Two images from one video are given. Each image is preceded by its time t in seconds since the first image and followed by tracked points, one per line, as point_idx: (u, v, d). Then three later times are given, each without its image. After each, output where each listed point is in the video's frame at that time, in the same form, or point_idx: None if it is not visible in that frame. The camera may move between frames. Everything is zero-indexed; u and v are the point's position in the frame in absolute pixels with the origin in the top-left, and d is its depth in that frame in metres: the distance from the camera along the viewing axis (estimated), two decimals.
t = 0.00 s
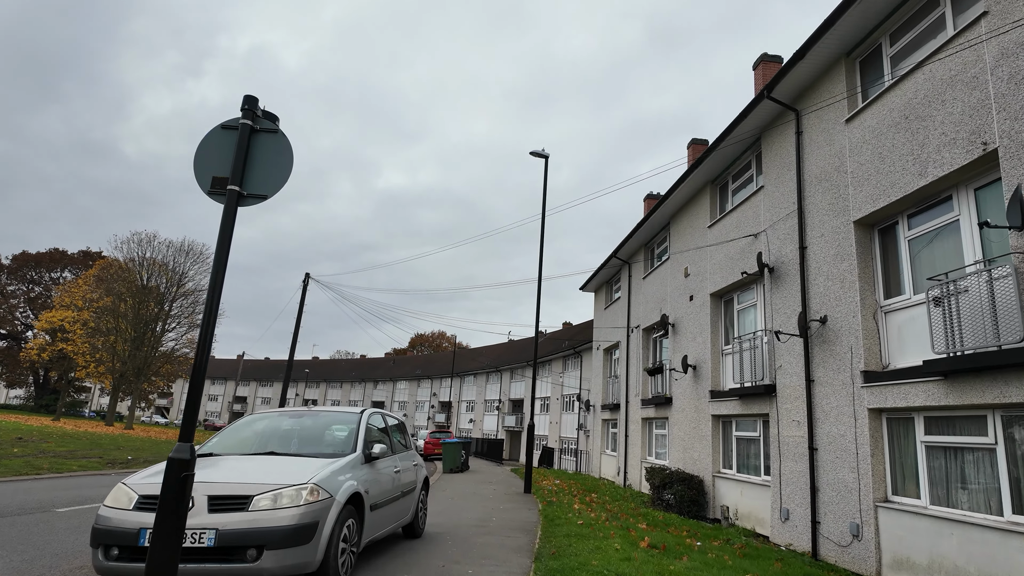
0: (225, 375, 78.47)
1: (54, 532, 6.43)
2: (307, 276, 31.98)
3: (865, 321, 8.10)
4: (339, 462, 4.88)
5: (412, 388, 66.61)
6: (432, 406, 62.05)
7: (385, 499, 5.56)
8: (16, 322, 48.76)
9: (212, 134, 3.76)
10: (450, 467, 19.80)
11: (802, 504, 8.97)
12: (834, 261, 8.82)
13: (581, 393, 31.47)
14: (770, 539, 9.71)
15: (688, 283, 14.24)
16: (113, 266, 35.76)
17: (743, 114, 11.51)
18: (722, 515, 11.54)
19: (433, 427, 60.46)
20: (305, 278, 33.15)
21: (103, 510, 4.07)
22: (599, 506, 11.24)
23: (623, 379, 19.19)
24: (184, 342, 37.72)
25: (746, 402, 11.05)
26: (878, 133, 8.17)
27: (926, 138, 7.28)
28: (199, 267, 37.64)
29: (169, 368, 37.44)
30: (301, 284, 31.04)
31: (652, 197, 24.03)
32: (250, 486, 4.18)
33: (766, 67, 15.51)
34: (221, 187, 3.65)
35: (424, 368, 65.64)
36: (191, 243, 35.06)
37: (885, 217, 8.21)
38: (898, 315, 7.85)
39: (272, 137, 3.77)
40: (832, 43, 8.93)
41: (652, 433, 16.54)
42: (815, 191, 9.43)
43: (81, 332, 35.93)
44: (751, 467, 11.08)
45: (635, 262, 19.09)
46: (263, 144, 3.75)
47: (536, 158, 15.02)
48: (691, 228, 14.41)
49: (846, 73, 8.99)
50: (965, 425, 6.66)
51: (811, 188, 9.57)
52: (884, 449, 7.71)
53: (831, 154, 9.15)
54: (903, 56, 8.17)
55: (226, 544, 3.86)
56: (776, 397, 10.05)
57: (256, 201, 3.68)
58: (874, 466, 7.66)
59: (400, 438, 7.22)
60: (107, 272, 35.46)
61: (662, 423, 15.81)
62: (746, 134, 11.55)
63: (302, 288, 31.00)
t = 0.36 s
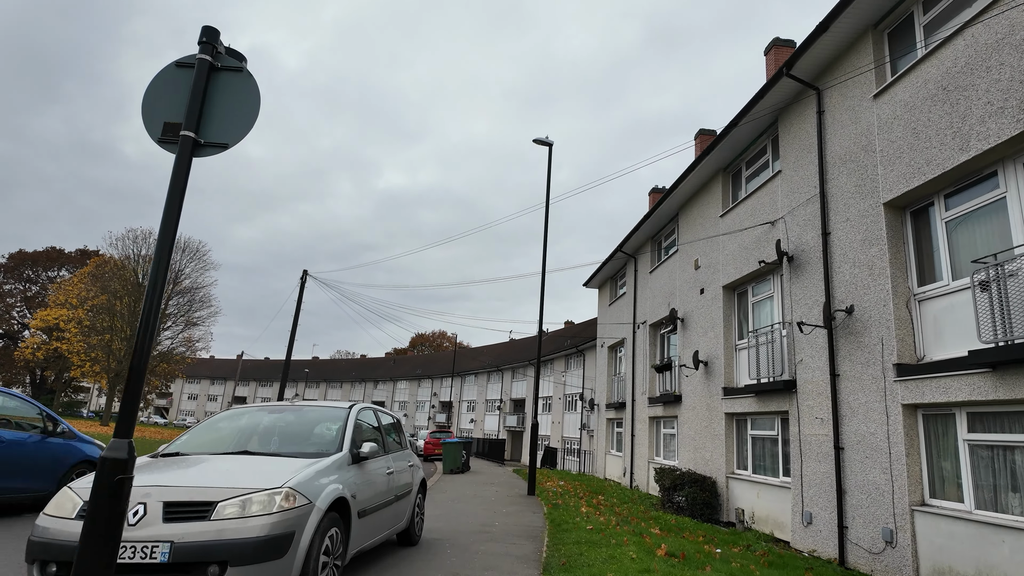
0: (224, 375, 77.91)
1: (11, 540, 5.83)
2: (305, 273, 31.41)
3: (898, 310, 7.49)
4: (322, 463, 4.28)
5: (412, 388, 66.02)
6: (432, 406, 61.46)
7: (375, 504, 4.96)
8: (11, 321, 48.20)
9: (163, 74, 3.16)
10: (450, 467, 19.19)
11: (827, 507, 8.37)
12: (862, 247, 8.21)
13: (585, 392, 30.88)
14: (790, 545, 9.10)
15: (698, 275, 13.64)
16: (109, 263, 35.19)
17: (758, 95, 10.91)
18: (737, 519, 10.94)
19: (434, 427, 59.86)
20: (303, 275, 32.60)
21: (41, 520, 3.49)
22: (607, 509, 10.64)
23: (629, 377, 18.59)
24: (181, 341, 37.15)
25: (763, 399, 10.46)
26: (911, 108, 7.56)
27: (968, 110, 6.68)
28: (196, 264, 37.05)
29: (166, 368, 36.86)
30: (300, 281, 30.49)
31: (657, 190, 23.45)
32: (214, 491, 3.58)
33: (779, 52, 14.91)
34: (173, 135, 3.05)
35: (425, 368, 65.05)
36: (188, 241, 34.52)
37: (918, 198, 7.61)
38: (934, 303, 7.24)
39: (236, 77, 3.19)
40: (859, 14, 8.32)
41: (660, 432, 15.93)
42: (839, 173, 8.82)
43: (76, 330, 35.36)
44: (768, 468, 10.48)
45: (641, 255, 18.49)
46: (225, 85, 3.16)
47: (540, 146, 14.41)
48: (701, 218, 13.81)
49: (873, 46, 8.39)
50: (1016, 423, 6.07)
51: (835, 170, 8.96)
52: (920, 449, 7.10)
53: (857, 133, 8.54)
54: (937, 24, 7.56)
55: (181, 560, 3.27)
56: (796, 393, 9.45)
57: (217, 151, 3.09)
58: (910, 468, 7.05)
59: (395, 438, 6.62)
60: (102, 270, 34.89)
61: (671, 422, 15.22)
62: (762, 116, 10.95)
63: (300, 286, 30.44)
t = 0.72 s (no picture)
0: (224, 376, 77.48)
1: None
2: (304, 271, 30.86)
3: (936, 304, 6.90)
4: (302, 474, 3.71)
5: (413, 389, 65.49)
6: (433, 407, 60.90)
7: (365, 519, 4.39)
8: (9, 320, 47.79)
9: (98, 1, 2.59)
10: (451, 470, 18.60)
11: (856, 517, 7.78)
12: (894, 236, 7.61)
13: (589, 392, 30.30)
14: (815, 556, 8.51)
15: (711, 271, 13.04)
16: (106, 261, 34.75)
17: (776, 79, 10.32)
18: (754, 527, 10.35)
19: (435, 429, 59.32)
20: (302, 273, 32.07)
21: None
22: (618, 516, 10.06)
23: (636, 377, 18.00)
24: (178, 340, 36.62)
25: (782, 400, 9.88)
26: (951, 83, 6.96)
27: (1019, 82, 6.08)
28: (194, 263, 36.56)
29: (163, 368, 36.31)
30: (298, 279, 29.95)
31: (664, 186, 22.89)
32: (167, 508, 3.01)
33: (793, 38, 14.30)
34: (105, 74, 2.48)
35: (426, 368, 64.52)
36: (185, 238, 33.97)
37: (958, 182, 7.02)
38: (978, 296, 6.65)
39: (189, 8, 2.63)
40: None
41: (669, 435, 15.34)
42: (868, 157, 8.23)
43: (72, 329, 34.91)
44: (788, 473, 9.88)
45: (648, 252, 17.90)
46: (175, 16, 2.60)
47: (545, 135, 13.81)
48: (713, 211, 13.22)
49: (905, 20, 7.80)
50: None
51: (863, 154, 8.37)
52: (963, 455, 6.50)
53: (888, 114, 7.95)
54: None
55: None
56: (820, 393, 8.87)
57: (161, 94, 2.53)
58: (953, 475, 6.45)
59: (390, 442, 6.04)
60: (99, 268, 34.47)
61: (681, 423, 14.63)
62: (781, 101, 10.36)
63: (299, 283, 29.89)
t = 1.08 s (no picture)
0: (224, 376, 77.01)
1: None
2: (303, 268, 30.27)
3: (982, 295, 6.31)
4: (270, 489, 3.13)
5: (414, 389, 64.93)
6: (435, 408, 60.33)
7: (349, 539, 3.80)
8: (7, 319, 47.34)
9: None
10: (452, 473, 18.02)
11: (889, 527, 7.18)
12: (932, 222, 7.02)
13: (593, 393, 29.69)
14: (842, 569, 7.91)
15: (724, 265, 12.44)
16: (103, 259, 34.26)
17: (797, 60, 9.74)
18: (773, 535, 9.74)
19: (436, 429, 58.74)
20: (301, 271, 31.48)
21: None
22: (628, 525, 9.48)
23: (643, 377, 17.41)
24: (176, 339, 36.06)
25: (803, 401, 9.29)
26: (998, 54, 6.38)
27: None
28: (192, 261, 36.05)
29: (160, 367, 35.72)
30: (296, 276, 29.36)
31: (671, 182, 22.31)
32: (96, 533, 2.46)
33: (809, 24, 13.69)
34: None
35: (427, 369, 63.97)
36: (182, 235, 33.39)
37: (1005, 162, 6.42)
38: None
39: None
40: None
41: (679, 437, 14.75)
42: (901, 139, 7.65)
43: (68, 328, 34.41)
44: (809, 478, 9.29)
45: (656, 248, 17.31)
46: None
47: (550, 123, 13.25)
48: (727, 202, 12.63)
49: None
50: None
51: (895, 136, 7.78)
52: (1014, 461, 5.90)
53: (924, 91, 7.36)
54: None
55: None
56: (846, 394, 8.28)
57: None
58: (1003, 484, 5.85)
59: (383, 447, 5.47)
60: (96, 266, 33.96)
61: (692, 425, 14.03)
62: (802, 83, 9.78)
63: (297, 281, 29.28)
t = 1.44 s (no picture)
0: (222, 376, 76.42)
1: None
2: (299, 265, 29.67)
3: None
4: (216, 489, 2.56)
5: (413, 388, 64.37)
6: (434, 407, 59.74)
7: (318, 550, 3.21)
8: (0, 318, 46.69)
9: None
10: (451, 473, 17.42)
11: (924, 529, 6.61)
12: (971, 197, 6.44)
13: (594, 391, 29.12)
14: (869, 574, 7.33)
15: (735, 254, 11.86)
16: (96, 255, 33.63)
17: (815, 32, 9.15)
18: (790, 537, 9.17)
19: (435, 429, 58.17)
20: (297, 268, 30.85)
21: None
22: (636, 527, 8.91)
23: (647, 373, 16.83)
24: (170, 338, 35.44)
25: (823, 394, 8.73)
26: None
27: None
28: (186, 257, 35.43)
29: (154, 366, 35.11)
30: (292, 272, 28.75)
31: (675, 173, 21.73)
32: None
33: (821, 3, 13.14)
34: None
35: (426, 368, 63.41)
36: (176, 231, 32.76)
37: None
38: None
39: None
40: None
41: (686, 435, 14.18)
42: (933, 109, 7.07)
43: (61, 326, 33.77)
44: (830, 477, 8.71)
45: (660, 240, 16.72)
46: None
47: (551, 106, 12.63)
48: (737, 189, 12.05)
49: None
50: None
51: (926, 107, 7.21)
52: None
53: (960, 56, 6.77)
54: None
55: None
56: (872, 386, 7.70)
57: None
58: None
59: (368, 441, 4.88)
60: (88, 263, 33.34)
61: (700, 422, 13.46)
62: (820, 57, 9.20)
63: (293, 277, 28.67)
